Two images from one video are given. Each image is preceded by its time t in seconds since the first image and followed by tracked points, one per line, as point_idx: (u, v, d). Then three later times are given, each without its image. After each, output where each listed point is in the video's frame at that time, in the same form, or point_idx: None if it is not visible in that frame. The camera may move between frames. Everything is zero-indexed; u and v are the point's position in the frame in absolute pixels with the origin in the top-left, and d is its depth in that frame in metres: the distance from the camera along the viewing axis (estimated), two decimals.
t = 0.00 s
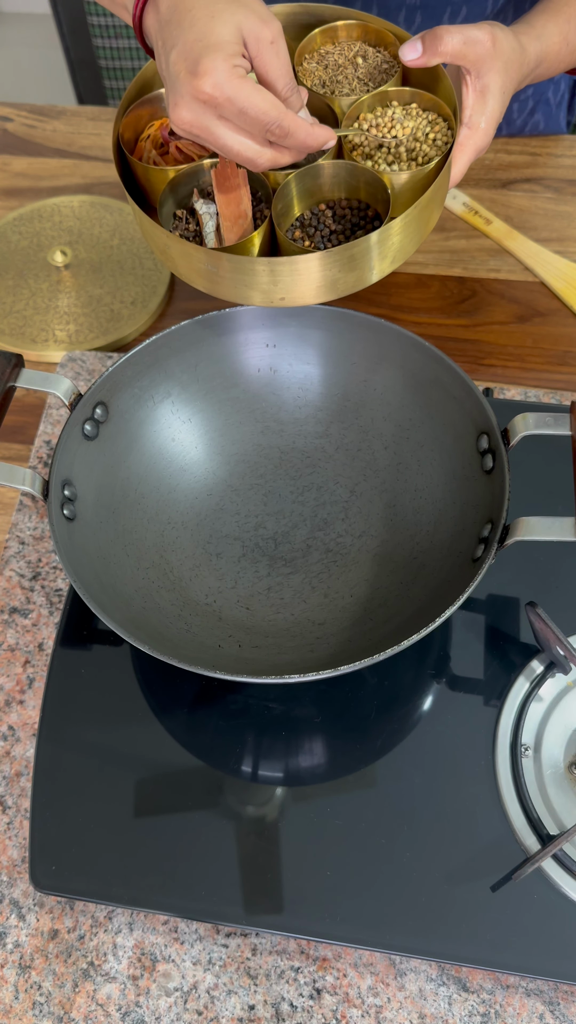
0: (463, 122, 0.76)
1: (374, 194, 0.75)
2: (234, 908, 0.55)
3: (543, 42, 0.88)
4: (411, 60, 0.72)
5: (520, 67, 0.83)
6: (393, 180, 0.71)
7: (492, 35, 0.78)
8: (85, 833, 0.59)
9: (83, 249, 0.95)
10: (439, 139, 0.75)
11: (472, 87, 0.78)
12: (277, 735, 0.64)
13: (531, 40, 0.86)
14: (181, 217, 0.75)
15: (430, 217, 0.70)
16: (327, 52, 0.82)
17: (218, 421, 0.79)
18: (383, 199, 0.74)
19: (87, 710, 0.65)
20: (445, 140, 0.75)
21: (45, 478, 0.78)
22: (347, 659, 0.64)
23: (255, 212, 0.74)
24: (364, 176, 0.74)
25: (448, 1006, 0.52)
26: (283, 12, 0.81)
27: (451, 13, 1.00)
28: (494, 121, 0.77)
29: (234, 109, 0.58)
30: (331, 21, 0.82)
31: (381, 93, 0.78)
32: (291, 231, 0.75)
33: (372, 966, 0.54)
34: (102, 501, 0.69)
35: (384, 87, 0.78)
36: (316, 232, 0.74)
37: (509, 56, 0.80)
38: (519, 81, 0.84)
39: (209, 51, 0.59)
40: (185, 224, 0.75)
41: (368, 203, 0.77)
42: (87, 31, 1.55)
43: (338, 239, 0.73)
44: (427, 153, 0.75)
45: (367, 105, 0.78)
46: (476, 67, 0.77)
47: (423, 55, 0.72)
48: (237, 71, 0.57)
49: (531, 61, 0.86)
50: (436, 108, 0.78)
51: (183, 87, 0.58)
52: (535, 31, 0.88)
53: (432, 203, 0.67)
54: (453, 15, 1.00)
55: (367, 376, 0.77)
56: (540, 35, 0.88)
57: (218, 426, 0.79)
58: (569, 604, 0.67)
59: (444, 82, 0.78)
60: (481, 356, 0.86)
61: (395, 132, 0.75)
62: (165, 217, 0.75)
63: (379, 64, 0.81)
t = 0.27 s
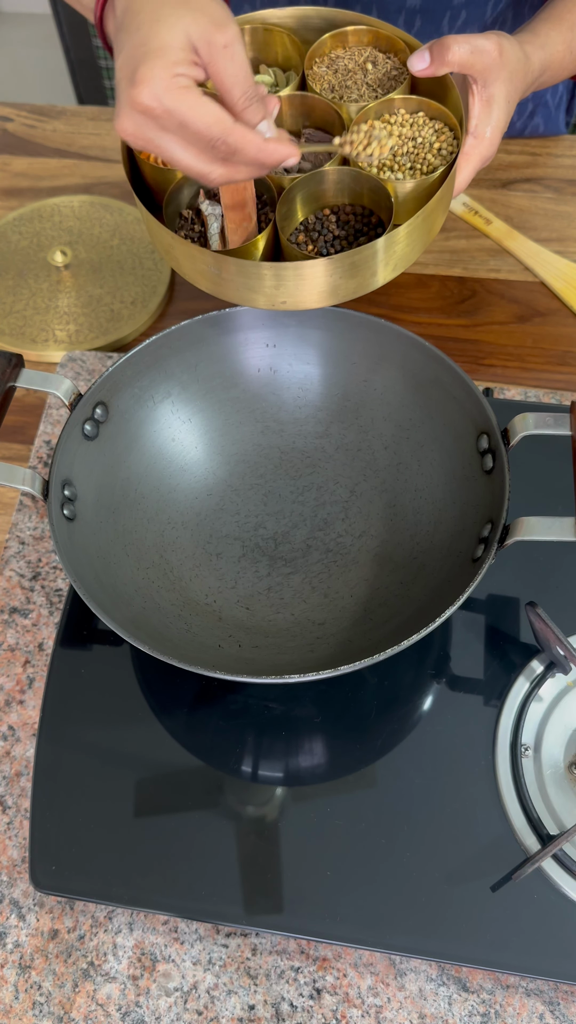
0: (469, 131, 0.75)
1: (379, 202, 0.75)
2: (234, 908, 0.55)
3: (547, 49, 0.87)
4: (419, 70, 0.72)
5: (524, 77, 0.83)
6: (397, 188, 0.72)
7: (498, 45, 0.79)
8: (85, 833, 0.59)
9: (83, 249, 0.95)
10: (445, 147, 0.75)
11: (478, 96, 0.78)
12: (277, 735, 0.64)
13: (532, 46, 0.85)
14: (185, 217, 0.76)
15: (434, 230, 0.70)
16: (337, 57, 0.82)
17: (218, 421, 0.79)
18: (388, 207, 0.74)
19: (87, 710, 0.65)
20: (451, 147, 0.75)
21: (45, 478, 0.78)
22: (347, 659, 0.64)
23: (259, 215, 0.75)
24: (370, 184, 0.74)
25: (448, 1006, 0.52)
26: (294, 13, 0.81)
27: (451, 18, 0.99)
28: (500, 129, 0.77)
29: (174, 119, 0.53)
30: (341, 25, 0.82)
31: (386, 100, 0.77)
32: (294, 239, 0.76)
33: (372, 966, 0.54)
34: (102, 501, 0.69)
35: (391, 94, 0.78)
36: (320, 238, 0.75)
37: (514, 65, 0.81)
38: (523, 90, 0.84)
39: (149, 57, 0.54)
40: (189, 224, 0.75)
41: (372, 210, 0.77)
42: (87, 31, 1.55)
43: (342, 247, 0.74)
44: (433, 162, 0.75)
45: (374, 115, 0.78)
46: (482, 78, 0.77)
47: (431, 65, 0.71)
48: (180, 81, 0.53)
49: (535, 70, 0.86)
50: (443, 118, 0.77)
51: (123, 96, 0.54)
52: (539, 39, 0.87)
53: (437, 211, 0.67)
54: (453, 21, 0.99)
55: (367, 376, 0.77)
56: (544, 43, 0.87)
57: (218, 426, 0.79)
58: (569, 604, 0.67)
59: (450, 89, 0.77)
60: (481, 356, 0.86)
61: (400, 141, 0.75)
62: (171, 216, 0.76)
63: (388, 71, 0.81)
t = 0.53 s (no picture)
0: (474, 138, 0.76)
1: (377, 203, 0.78)
2: (234, 908, 0.55)
3: (557, 56, 0.86)
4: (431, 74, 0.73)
5: (533, 84, 0.82)
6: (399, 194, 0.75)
7: (510, 52, 0.76)
8: (85, 833, 0.59)
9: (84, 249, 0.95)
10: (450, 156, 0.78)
11: (486, 103, 0.77)
12: (277, 735, 0.64)
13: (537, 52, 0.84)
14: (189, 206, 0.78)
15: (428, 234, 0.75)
16: (351, 52, 0.85)
17: (218, 421, 0.79)
18: (387, 207, 0.77)
19: (87, 710, 0.65)
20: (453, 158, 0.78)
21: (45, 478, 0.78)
22: (347, 659, 0.63)
23: (262, 207, 0.78)
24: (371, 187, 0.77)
25: (448, 1006, 0.52)
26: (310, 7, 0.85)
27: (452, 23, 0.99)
28: (507, 137, 0.77)
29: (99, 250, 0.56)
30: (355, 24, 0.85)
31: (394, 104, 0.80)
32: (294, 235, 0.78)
33: (372, 966, 0.54)
34: (102, 501, 0.69)
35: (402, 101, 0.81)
36: (320, 236, 0.77)
37: (525, 74, 0.78)
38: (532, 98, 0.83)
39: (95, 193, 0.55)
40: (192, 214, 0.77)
41: (372, 209, 0.80)
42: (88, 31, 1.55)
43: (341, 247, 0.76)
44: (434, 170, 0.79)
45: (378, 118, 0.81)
46: (491, 85, 0.76)
47: (443, 70, 0.72)
48: (120, 223, 0.55)
49: (544, 77, 0.84)
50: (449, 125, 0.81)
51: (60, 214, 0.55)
52: (547, 46, 0.86)
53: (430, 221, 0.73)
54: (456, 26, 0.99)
55: (368, 376, 0.77)
56: (553, 49, 0.86)
57: (218, 426, 0.79)
58: (569, 604, 0.67)
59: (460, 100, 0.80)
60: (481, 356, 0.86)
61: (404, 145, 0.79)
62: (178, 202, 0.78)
63: (401, 72, 0.83)
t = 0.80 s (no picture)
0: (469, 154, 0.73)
1: (373, 221, 0.75)
2: (234, 908, 0.55)
3: (553, 74, 0.86)
4: (426, 92, 0.69)
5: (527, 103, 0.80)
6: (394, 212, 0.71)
7: (506, 70, 0.74)
8: (85, 833, 0.59)
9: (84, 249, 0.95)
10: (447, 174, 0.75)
11: (481, 121, 0.74)
12: (277, 735, 0.64)
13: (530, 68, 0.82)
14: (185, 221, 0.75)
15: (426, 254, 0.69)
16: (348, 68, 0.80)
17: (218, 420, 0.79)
18: (381, 227, 0.73)
19: (87, 710, 0.65)
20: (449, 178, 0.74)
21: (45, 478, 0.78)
22: (348, 659, 0.64)
23: (256, 223, 0.73)
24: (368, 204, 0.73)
25: (448, 1006, 0.52)
26: (307, 22, 0.79)
27: (451, 26, 0.98)
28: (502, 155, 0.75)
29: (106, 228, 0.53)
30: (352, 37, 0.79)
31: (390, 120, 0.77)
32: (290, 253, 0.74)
33: (372, 966, 0.54)
34: (102, 501, 0.69)
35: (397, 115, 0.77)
36: (315, 254, 0.74)
37: (520, 92, 0.76)
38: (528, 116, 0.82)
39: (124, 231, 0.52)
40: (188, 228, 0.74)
41: (368, 227, 0.76)
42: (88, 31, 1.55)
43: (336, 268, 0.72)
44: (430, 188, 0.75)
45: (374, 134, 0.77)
46: (487, 104, 0.73)
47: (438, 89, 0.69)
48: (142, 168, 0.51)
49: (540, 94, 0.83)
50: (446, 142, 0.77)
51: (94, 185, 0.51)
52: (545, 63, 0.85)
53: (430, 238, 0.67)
54: (455, 29, 0.99)
55: (368, 376, 0.77)
56: (549, 67, 0.85)
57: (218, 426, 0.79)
58: (569, 604, 0.67)
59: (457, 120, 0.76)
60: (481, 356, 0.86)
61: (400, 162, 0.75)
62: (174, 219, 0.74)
63: (398, 88, 0.79)
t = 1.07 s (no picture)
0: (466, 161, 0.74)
1: (366, 226, 0.73)
2: (234, 908, 0.55)
3: (552, 79, 0.86)
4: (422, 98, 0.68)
5: (527, 107, 0.81)
6: (389, 218, 0.70)
7: (503, 76, 0.76)
8: (84, 833, 0.59)
9: (84, 249, 0.95)
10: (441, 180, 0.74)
11: (479, 127, 0.76)
12: (277, 735, 0.64)
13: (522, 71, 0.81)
14: (180, 226, 0.74)
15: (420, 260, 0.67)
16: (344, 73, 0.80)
17: (218, 420, 0.79)
18: (375, 231, 0.72)
19: (87, 710, 0.65)
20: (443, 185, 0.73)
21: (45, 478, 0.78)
22: (348, 659, 0.64)
23: (251, 231, 0.73)
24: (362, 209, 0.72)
25: (448, 1006, 0.52)
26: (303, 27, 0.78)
27: (449, 26, 0.98)
28: (499, 161, 0.76)
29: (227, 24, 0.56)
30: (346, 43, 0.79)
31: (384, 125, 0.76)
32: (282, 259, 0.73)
33: (372, 966, 0.54)
34: (102, 501, 0.69)
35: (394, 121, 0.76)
36: (308, 260, 0.72)
37: (518, 97, 0.78)
38: (525, 120, 0.83)
39: None
40: (182, 232, 0.73)
41: (362, 232, 0.75)
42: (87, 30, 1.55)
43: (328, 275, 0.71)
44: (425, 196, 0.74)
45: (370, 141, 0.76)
46: (484, 109, 0.75)
47: (434, 93, 0.68)
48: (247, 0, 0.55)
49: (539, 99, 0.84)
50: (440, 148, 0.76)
51: None
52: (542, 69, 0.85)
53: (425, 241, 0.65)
54: (452, 29, 0.99)
55: (368, 377, 0.77)
56: (548, 72, 0.85)
57: (218, 426, 0.79)
58: (568, 604, 0.67)
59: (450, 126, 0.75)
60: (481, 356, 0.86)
61: (395, 167, 0.73)
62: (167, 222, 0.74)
63: (394, 93, 0.78)
